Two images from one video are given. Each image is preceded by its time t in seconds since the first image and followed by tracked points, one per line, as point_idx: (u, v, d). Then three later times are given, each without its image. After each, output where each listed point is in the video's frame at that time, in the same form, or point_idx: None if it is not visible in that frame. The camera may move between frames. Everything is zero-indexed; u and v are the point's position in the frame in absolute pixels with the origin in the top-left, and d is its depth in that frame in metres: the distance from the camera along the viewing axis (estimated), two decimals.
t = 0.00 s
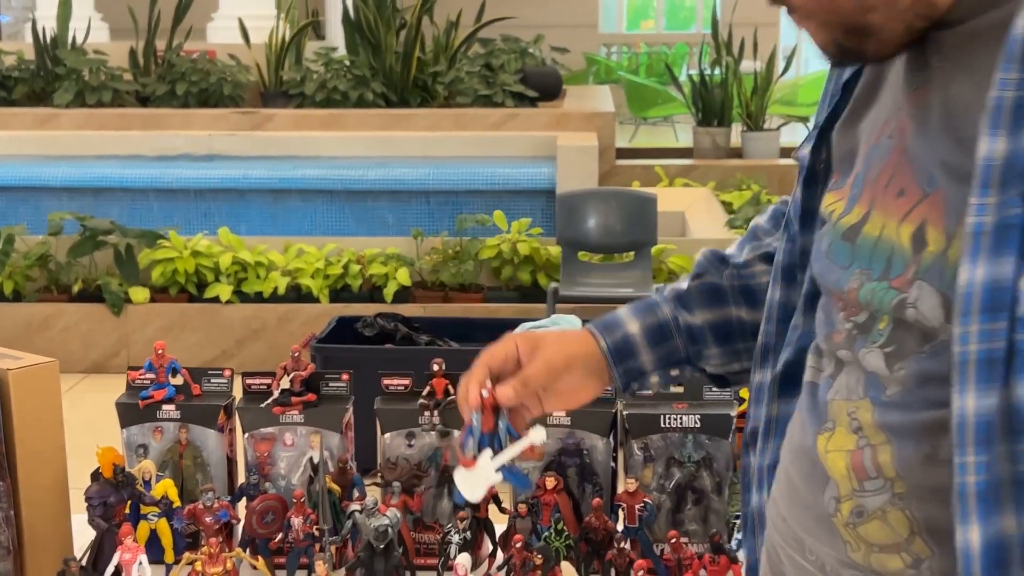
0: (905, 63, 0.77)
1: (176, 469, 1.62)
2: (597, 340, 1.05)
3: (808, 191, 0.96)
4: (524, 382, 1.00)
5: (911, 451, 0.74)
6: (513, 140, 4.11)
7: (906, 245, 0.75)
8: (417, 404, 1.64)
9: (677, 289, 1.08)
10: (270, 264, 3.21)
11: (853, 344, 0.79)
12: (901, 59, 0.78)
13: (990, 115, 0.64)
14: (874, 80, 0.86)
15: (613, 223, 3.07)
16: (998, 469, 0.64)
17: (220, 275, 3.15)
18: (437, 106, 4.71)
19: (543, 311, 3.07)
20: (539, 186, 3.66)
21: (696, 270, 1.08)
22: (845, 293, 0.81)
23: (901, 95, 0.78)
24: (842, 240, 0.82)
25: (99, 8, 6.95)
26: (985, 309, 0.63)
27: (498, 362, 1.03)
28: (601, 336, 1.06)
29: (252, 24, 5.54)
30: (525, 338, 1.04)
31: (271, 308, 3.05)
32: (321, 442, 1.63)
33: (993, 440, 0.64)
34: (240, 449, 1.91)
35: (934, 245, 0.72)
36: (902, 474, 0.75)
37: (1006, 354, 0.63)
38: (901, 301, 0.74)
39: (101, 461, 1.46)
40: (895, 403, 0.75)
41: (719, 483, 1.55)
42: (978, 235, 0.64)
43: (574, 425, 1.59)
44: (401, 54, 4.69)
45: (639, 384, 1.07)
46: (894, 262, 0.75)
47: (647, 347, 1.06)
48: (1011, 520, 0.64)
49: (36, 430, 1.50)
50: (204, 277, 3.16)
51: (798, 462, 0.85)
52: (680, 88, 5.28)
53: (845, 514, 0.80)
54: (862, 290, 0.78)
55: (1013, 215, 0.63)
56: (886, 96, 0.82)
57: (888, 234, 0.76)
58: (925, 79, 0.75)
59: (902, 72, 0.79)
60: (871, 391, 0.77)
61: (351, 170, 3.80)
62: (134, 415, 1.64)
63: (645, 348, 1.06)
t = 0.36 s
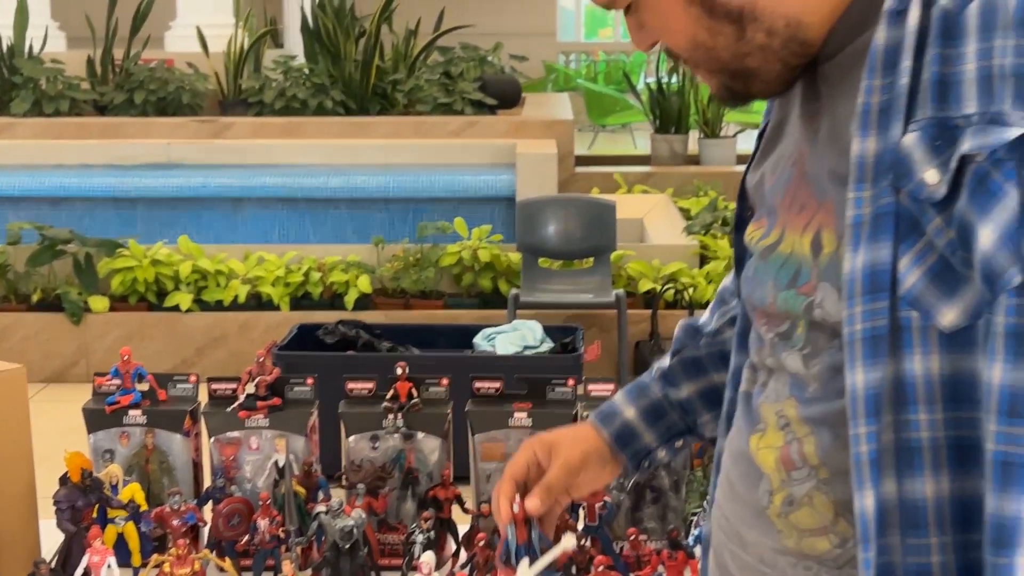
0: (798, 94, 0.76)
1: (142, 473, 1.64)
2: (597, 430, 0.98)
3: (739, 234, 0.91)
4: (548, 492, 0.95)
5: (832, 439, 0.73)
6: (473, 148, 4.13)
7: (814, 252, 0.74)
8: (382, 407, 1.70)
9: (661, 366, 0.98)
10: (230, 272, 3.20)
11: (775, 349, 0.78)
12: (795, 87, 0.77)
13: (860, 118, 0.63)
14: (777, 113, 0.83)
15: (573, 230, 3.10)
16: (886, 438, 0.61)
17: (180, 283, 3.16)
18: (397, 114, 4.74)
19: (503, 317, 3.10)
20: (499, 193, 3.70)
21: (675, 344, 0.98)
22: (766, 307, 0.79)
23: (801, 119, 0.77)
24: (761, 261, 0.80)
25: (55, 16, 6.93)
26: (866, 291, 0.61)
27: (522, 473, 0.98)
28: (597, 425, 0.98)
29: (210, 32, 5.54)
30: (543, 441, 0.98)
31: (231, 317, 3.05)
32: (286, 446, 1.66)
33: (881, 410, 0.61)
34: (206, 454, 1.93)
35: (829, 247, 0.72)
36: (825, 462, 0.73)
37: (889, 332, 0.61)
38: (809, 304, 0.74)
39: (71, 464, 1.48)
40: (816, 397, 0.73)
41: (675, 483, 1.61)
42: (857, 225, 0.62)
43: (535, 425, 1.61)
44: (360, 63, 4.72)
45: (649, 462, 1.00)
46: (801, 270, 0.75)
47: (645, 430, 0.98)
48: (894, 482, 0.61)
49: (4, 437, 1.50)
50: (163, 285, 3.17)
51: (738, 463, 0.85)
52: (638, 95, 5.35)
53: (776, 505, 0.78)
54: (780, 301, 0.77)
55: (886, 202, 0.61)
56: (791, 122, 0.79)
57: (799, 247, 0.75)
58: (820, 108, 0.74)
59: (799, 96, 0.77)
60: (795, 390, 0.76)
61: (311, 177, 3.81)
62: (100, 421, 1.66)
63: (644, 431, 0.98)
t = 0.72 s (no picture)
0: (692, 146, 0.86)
1: (70, 499, 1.62)
2: (526, 534, 1.14)
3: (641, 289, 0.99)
4: None
5: (738, 465, 0.78)
6: (407, 170, 4.14)
7: (709, 289, 0.81)
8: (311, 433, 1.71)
9: (577, 464, 1.12)
10: (159, 293, 3.18)
11: (681, 379, 0.84)
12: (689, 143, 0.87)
13: (750, 153, 0.71)
14: (672, 167, 0.93)
15: (506, 253, 3.15)
16: (783, 452, 0.68)
17: (108, 304, 3.12)
18: (330, 134, 4.74)
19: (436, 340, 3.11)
20: (432, 215, 3.72)
21: (587, 442, 1.13)
22: (671, 343, 0.86)
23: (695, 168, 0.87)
24: (667, 297, 0.87)
25: None
26: (760, 312, 0.69)
27: None
28: (527, 529, 1.14)
29: (141, 51, 5.50)
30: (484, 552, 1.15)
31: (160, 338, 3.01)
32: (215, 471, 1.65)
33: (777, 425, 0.68)
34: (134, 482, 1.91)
35: (726, 279, 0.80)
36: (730, 485, 0.79)
37: (783, 350, 0.68)
38: (711, 334, 0.80)
39: None
40: (720, 424, 0.79)
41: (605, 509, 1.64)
42: (752, 251, 0.70)
43: (465, 451, 1.64)
44: (293, 84, 4.71)
45: (580, 552, 1.15)
46: (702, 305, 0.82)
47: (573, 525, 1.13)
48: (790, 496, 0.68)
49: None
50: (92, 305, 3.12)
51: (648, 495, 0.90)
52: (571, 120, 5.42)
53: (687, 533, 0.84)
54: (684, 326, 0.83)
55: (775, 229, 0.69)
56: (688, 175, 0.89)
57: (698, 286, 0.83)
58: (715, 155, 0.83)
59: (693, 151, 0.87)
60: (699, 420, 0.81)
61: (244, 197, 3.79)
62: (28, 446, 1.64)
63: (572, 527, 1.13)
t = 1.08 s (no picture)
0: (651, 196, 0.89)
1: (24, 536, 1.60)
2: None
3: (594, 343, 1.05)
4: None
5: (691, 517, 0.84)
6: (368, 197, 4.13)
7: (664, 341, 0.86)
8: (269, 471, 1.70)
9: (527, 538, 1.17)
10: (118, 319, 3.15)
11: (635, 431, 0.89)
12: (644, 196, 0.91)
13: (710, 206, 0.73)
14: (623, 221, 0.96)
15: (468, 281, 3.15)
16: (741, 503, 0.70)
17: (66, 330, 3.09)
18: (293, 161, 4.74)
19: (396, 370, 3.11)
20: (394, 243, 3.72)
21: (536, 514, 1.17)
22: (626, 394, 0.91)
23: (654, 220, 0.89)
24: (622, 350, 0.92)
25: None
26: (721, 364, 0.70)
27: None
28: None
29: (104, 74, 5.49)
30: None
31: (118, 364, 2.98)
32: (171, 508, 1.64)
33: (736, 477, 0.69)
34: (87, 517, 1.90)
35: (684, 331, 0.83)
36: (688, 539, 0.84)
37: (742, 403, 0.70)
38: (668, 386, 0.84)
39: None
40: (674, 476, 0.84)
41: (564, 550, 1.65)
42: (713, 304, 0.71)
43: (423, 492, 1.64)
44: (257, 109, 4.71)
45: None
46: (659, 357, 0.86)
47: None
48: (749, 549, 0.70)
49: None
50: (49, 332, 3.09)
51: (602, 546, 0.97)
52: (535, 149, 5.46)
53: None
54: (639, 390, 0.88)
55: (736, 282, 0.70)
56: (642, 228, 0.93)
57: (653, 337, 0.87)
58: (672, 210, 0.87)
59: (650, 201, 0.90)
60: (655, 472, 0.86)
61: (205, 222, 3.77)
62: None
63: None
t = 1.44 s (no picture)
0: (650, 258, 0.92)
1: None
2: None
3: (593, 401, 1.10)
4: None
5: None
6: (361, 239, 4.14)
7: (669, 404, 0.89)
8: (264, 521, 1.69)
9: None
10: (110, 360, 3.14)
11: (640, 492, 0.94)
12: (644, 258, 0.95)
13: (717, 270, 0.78)
14: (624, 281, 1.01)
15: (460, 325, 3.17)
16: (749, 569, 0.76)
17: (58, 371, 3.09)
18: (287, 203, 4.75)
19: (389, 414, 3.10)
20: (388, 285, 3.72)
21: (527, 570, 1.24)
22: (629, 455, 0.96)
23: (654, 279, 0.93)
24: (623, 409, 0.96)
25: None
26: (729, 429, 0.76)
27: None
28: None
29: (99, 114, 5.52)
30: None
31: (110, 406, 2.96)
32: (165, 557, 1.66)
33: (745, 541, 0.76)
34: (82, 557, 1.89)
35: (690, 395, 0.87)
36: None
37: (750, 466, 0.76)
38: (674, 448, 0.89)
39: None
40: (680, 540, 0.89)
41: None
42: (722, 367, 0.77)
43: (418, 543, 1.64)
44: (252, 150, 4.74)
45: None
46: (662, 419, 0.90)
47: None
48: None
49: None
50: (41, 372, 3.09)
51: None
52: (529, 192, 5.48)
53: None
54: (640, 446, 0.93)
55: (744, 346, 0.75)
56: (642, 289, 0.97)
57: (657, 399, 0.91)
58: (672, 271, 0.91)
59: (650, 265, 0.94)
60: (661, 535, 0.91)
61: (199, 263, 3.77)
62: None
63: None
